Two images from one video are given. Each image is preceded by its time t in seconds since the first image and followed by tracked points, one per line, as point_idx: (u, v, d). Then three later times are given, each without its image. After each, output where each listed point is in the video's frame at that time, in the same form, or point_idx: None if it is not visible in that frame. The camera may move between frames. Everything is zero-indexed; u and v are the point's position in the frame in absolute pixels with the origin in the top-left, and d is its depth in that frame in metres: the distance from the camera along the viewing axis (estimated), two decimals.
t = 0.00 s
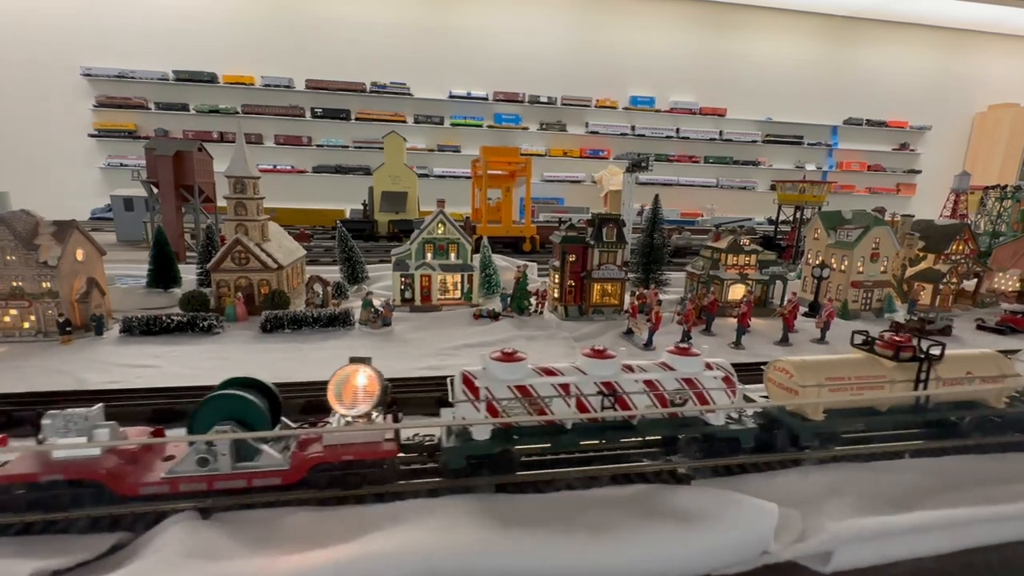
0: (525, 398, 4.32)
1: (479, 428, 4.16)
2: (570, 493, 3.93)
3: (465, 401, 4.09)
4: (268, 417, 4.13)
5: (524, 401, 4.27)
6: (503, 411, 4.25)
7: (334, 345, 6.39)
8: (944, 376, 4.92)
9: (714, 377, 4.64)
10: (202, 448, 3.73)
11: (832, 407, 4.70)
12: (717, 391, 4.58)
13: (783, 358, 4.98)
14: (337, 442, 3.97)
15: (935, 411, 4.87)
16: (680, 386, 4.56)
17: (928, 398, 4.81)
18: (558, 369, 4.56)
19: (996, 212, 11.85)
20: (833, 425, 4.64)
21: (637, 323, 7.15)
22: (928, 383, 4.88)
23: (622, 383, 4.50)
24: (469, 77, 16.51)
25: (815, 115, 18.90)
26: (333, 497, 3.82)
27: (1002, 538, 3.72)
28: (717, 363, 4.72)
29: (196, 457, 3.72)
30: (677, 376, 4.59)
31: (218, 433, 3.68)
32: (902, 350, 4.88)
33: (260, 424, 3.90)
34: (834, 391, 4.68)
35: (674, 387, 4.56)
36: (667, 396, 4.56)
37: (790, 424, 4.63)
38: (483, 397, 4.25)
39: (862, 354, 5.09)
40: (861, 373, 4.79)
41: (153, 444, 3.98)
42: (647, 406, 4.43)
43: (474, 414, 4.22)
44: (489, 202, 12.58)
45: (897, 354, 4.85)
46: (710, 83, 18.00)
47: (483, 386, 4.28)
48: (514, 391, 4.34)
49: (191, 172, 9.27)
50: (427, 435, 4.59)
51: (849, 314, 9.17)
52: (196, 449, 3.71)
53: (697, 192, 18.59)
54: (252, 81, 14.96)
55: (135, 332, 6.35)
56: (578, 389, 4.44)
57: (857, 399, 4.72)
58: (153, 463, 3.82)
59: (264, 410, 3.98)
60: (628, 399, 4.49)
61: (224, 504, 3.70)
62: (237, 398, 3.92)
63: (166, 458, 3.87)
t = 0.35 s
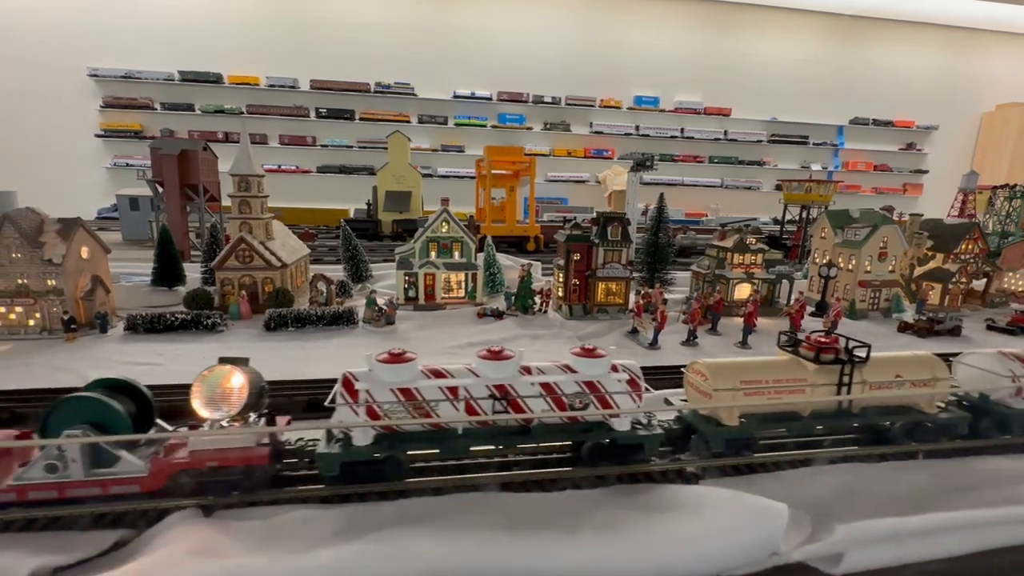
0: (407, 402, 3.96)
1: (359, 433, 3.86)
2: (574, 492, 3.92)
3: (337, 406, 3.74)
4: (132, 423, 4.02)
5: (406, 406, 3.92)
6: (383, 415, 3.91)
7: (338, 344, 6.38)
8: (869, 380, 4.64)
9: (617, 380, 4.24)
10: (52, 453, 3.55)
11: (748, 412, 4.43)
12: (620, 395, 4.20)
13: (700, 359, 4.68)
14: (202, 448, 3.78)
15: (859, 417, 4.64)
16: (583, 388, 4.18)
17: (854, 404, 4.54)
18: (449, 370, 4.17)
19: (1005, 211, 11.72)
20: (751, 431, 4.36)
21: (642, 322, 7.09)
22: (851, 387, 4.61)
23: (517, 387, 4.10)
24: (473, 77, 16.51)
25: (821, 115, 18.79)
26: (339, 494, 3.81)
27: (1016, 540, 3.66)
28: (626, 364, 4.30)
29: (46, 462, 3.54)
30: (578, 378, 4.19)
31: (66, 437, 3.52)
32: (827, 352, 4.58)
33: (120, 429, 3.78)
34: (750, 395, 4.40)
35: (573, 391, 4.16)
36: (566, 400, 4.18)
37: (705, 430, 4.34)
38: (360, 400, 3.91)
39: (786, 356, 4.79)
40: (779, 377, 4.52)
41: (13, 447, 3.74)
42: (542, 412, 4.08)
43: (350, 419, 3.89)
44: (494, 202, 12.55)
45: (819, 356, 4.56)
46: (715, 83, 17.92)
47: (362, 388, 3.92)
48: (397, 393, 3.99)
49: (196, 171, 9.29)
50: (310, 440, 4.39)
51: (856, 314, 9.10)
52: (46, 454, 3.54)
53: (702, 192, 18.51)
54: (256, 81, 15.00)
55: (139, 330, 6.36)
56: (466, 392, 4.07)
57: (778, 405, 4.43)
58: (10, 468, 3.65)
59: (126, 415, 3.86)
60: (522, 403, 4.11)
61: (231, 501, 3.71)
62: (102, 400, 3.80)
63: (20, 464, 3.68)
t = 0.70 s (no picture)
0: (283, 407, 3.95)
1: (230, 440, 3.82)
2: (583, 495, 3.92)
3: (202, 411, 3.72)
4: None
5: (279, 411, 3.92)
6: (257, 420, 3.91)
7: (347, 344, 6.39)
8: (786, 388, 4.36)
9: (510, 386, 4.14)
10: None
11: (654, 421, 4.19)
12: (512, 402, 4.12)
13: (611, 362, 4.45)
14: (62, 454, 3.66)
15: (782, 429, 4.35)
16: (472, 394, 4.10)
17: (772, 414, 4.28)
18: (330, 374, 4.14)
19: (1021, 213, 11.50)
20: (659, 441, 4.14)
21: (650, 324, 7.05)
22: (766, 396, 4.33)
23: (401, 392, 4.06)
24: (481, 79, 16.54)
25: (831, 115, 18.61)
26: (349, 494, 3.84)
27: None
28: (519, 369, 4.22)
29: None
30: (468, 384, 4.12)
31: None
32: (742, 359, 4.31)
33: None
34: (656, 404, 4.15)
35: (461, 397, 4.10)
36: (454, 406, 4.12)
37: (610, 440, 4.11)
38: (232, 405, 3.88)
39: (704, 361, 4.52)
40: (690, 384, 4.23)
41: None
42: (426, 418, 4.02)
43: (220, 425, 3.86)
44: (501, 203, 12.54)
45: (733, 362, 4.29)
46: (724, 83, 17.81)
47: (233, 393, 3.89)
48: (274, 399, 3.97)
49: (206, 172, 9.36)
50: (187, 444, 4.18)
51: (868, 317, 8.99)
52: None
53: (711, 193, 18.38)
54: (266, 83, 15.13)
55: (149, 330, 6.42)
56: (348, 398, 4.03)
57: (687, 414, 4.19)
58: None
59: None
60: (406, 409, 4.07)
61: (243, 500, 3.75)
62: None
63: None
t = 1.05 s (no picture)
0: (162, 413, 3.86)
1: (106, 447, 3.77)
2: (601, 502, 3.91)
3: (73, 415, 3.65)
4: None
5: (157, 417, 3.84)
6: (135, 426, 3.84)
7: (362, 346, 6.44)
8: (703, 398, 4.17)
9: (403, 393, 4.00)
10: None
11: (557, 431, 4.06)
12: (405, 410, 3.97)
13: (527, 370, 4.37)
14: None
15: (695, 439, 4.19)
16: (361, 402, 3.98)
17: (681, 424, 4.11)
18: (220, 379, 4.05)
19: None
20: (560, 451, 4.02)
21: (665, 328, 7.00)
22: (678, 406, 4.16)
23: (286, 398, 3.96)
24: (495, 82, 16.63)
25: (850, 117, 18.32)
26: (369, 495, 3.89)
27: None
28: (415, 376, 4.11)
29: None
30: (358, 390, 4.00)
31: None
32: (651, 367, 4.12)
33: None
34: (559, 413, 4.02)
35: (350, 404, 3.97)
36: (342, 413, 4.00)
37: (508, 450, 4.01)
38: (109, 410, 3.81)
39: (620, 369, 4.33)
40: (598, 393, 4.09)
41: None
42: (310, 425, 3.91)
43: (97, 430, 3.80)
44: (515, 206, 12.56)
45: (644, 369, 4.14)
46: (740, 85, 17.64)
47: (110, 398, 3.82)
48: (154, 404, 3.88)
49: (225, 176, 9.54)
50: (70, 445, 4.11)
51: (890, 322, 8.83)
52: None
53: (726, 196, 18.19)
54: (284, 88, 15.37)
55: (171, 331, 6.54)
56: (230, 403, 3.93)
57: (592, 423, 4.03)
58: None
59: None
60: (290, 416, 3.96)
61: (266, 500, 3.81)
62: None
63: None
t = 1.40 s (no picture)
0: (75, 407, 4.08)
1: (20, 440, 4.00)
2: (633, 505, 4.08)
3: None
4: None
5: (71, 411, 4.05)
6: (49, 419, 4.06)
7: (391, 347, 6.56)
8: (627, 402, 4.21)
9: (313, 392, 4.13)
10: None
11: (474, 432, 4.15)
12: (314, 408, 4.09)
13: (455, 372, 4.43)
14: None
15: (618, 443, 4.29)
16: (272, 401, 4.13)
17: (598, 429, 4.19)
18: (134, 376, 4.25)
19: None
20: (475, 452, 4.15)
21: (694, 333, 6.93)
22: (598, 410, 4.19)
23: (197, 396, 4.12)
24: (516, 87, 16.78)
25: (881, 120, 17.88)
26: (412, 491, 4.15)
27: None
28: (329, 377, 4.24)
29: None
30: (269, 389, 4.15)
31: None
32: (571, 367, 4.21)
33: None
34: (474, 414, 4.09)
35: (260, 402, 4.11)
36: (252, 411, 4.13)
37: (424, 451, 4.11)
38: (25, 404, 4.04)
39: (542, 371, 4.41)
40: (515, 396, 4.14)
41: None
42: (219, 422, 4.05)
43: (9, 423, 4.02)
44: (538, 210, 12.60)
45: (563, 372, 4.21)
46: (766, 87, 17.37)
47: (24, 393, 4.05)
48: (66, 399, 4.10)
49: (257, 180, 9.81)
50: None
51: (928, 328, 8.57)
52: None
53: (751, 200, 17.91)
54: (311, 95, 15.76)
55: (209, 330, 6.75)
56: (141, 400, 4.11)
57: (511, 425, 4.11)
58: None
59: None
60: (200, 412, 4.11)
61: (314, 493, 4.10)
62: None
63: None
